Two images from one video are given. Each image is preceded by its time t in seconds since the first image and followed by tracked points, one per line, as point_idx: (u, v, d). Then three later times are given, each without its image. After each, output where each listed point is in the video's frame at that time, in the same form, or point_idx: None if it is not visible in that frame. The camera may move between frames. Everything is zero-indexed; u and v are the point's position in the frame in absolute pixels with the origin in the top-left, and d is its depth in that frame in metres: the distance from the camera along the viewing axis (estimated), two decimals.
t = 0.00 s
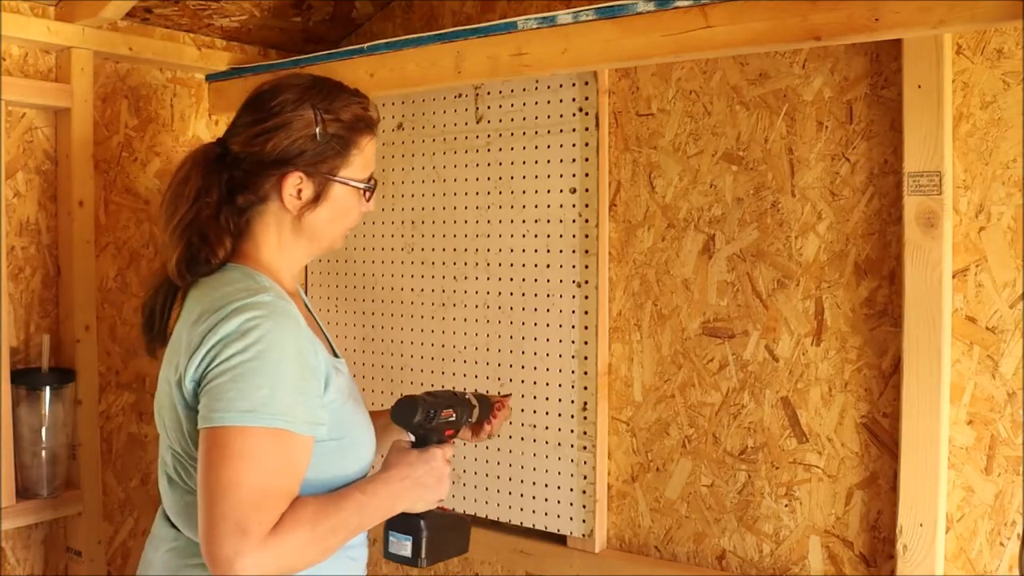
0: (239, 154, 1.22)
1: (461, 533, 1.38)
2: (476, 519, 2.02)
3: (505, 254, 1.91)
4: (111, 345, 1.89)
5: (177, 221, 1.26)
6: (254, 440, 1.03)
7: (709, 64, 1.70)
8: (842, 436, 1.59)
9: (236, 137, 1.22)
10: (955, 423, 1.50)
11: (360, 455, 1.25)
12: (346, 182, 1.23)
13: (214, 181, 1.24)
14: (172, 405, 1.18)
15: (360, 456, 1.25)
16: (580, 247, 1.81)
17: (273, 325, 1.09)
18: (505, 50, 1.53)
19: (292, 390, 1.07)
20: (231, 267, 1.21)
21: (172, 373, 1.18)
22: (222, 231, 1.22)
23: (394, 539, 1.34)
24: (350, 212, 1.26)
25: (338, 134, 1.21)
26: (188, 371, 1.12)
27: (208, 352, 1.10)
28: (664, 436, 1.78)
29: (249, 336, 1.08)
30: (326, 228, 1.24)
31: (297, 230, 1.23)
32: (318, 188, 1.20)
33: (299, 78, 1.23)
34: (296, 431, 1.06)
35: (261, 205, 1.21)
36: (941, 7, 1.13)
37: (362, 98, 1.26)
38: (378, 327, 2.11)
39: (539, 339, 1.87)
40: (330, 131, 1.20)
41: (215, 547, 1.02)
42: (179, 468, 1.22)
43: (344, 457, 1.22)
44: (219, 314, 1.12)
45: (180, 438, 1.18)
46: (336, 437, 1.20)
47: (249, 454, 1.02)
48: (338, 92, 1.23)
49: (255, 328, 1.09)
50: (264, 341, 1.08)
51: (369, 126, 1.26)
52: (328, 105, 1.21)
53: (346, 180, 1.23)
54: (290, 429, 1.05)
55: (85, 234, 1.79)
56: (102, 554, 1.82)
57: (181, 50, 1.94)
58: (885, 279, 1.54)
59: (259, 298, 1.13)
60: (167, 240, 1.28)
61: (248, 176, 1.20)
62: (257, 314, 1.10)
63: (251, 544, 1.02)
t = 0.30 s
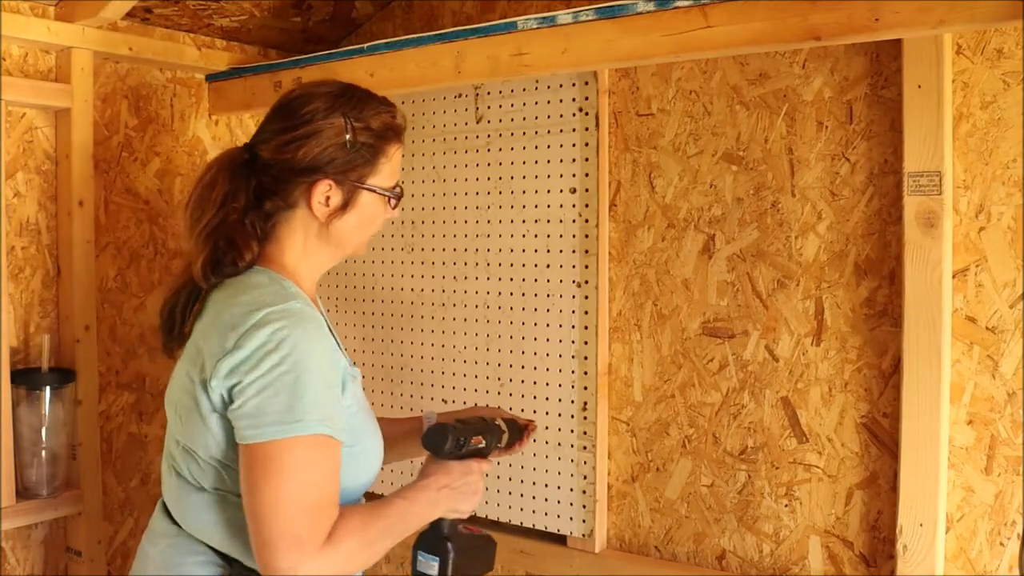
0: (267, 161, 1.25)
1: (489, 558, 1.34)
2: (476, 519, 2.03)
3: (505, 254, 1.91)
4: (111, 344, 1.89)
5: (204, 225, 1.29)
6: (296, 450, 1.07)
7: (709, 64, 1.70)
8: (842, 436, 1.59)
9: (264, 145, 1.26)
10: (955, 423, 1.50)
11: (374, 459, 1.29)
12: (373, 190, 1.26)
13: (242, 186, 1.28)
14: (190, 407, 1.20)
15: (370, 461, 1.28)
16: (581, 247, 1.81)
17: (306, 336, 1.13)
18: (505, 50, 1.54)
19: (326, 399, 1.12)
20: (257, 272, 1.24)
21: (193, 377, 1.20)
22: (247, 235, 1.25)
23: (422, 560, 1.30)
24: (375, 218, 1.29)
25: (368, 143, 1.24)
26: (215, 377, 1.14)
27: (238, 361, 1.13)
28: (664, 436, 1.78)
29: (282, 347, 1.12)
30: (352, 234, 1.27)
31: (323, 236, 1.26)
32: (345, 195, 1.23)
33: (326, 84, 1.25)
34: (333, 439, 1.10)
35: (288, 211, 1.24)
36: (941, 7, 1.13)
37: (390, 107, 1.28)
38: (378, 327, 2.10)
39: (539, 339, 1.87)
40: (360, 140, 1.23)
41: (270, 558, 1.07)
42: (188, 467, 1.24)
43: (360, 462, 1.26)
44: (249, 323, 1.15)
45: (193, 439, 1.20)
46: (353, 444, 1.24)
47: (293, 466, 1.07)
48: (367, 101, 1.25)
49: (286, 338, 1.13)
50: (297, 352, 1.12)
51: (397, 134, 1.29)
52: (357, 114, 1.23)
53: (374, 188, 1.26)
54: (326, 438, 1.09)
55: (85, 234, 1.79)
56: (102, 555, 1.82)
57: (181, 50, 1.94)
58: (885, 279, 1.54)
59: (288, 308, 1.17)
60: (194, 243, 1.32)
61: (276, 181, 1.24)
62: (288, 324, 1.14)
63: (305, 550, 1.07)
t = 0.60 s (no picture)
0: (312, 179, 1.29)
1: (533, 541, 1.59)
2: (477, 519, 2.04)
3: (505, 254, 1.91)
4: (111, 344, 1.89)
5: (245, 238, 1.31)
6: (348, 468, 1.16)
7: (709, 64, 1.70)
8: (842, 436, 1.59)
9: (310, 162, 1.30)
10: (955, 423, 1.50)
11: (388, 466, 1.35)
12: (413, 211, 1.31)
13: (285, 201, 1.30)
14: (219, 406, 1.24)
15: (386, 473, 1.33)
16: (580, 246, 1.81)
17: (349, 354, 1.19)
18: (505, 50, 1.54)
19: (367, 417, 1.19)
20: (298, 283, 1.27)
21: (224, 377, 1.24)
22: (290, 249, 1.28)
23: (473, 551, 1.55)
24: (412, 237, 1.34)
25: (412, 164, 1.29)
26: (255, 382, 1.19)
27: (282, 372, 1.18)
28: (664, 436, 1.78)
29: (327, 363, 1.18)
30: (389, 252, 1.33)
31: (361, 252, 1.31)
32: (387, 215, 1.28)
33: (372, 105, 1.30)
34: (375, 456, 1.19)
35: (329, 228, 1.29)
36: (941, 7, 1.13)
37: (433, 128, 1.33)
38: (378, 327, 2.11)
39: (539, 339, 1.87)
40: (404, 161, 1.28)
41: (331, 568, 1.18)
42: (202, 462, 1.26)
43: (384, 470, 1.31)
44: (291, 334, 1.19)
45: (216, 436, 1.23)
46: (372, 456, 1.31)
47: (348, 483, 1.16)
48: (412, 122, 1.30)
49: (332, 355, 1.19)
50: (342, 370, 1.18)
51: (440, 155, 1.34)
52: (402, 135, 1.28)
53: (414, 208, 1.31)
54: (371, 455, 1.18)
55: (85, 234, 1.79)
56: (102, 554, 1.83)
57: (181, 50, 1.94)
58: (885, 279, 1.54)
59: (332, 324, 1.22)
60: (231, 254, 1.33)
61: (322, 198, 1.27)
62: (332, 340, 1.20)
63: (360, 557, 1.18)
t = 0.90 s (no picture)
0: (336, 188, 1.30)
1: (539, 540, 1.60)
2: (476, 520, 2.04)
3: (505, 254, 1.91)
4: (111, 344, 1.89)
5: (266, 244, 1.32)
6: (361, 472, 1.18)
7: (709, 64, 1.70)
8: (842, 436, 1.59)
9: (334, 171, 1.31)
10: (955, 423, 1.50)
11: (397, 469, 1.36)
12: (434, 221, 1.33)
13: (307, 209, 1.32)
14: (234, 405, 1.24)
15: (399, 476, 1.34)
16: (580, 246, 1.81)
17: (370, 360, 1.22)
18: (505, 50, 1.54)
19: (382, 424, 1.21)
20: (320, 288, 1.28)
21: (241, 377, 1.25)
22: (312, 256, 1.29)
23: (481, 549, 1.56)
24: (432, 245, 1.36)
25: (434, 176, 1.32)
26: (274, 383, 1.20)
27: (302, 376, 1.19)
28: (664, 436, 1.78)
29: (347, 368, 1.20)
30: (410, 261, 1.35)
31: (382, 261, 1.33)
32: (409, 225, 1.31)
33: (397, 116, 1.32)
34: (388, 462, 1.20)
35: (352, 236, 1.31)
36: (941, 7, 1.13)
37: (456, 140, 1.35)
38: (379, 327, 2.11)
39: (539, 339, 1.87)
40: (427, 172, 1.31)
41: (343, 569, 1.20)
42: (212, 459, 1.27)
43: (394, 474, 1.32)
44: (312, 339, 1.20)
45: (229, 434, 1.24)
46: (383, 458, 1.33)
47: (358, 485, 1.18)
48: (435, 134, 1.32)
49: (351, 361, 1.20)
50: (361, 377, 1.20)
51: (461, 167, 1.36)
52: (425, 148, 1.30)
53: (435, 219, 1.33)
54: (385, 460, 1.20)
55: (85, 234, 1.79)
56: (102, 554, 1.83)
57: (181, 50, 1.94)
58: (885, 279, 1.54)
59: (352, 330, 1.24)
60: (251, 259, 1.34)
61: (345, 207, 1.29)
62: (351, 347, 1.22)
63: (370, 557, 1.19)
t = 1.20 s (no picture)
0: (346, 189, 1.30)
1: (538, 540, 1.61)
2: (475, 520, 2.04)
3: (505, 254, 1.91)
4: (111, 345, 1.89)
5: (276, 244, 1.32)
6: (368, 472, 1.18)
7: (709, 64, 1.70)
8: (842, 436, 1.59)
9: (344, 172, 1.31)
10: (955, 423, 1.50)
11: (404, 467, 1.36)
12: (444, 221, 1.33)
13: (318, 209, 1.32)
14: (245, 403, 1.24)
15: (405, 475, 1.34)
16: (580, 246, 1.81)
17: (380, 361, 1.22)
18: (505, 50, 1.54)
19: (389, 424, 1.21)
20: (331, 287, 1.28)
21: (251, 376, 1.25)
22: (322, 256, 1.30)
23: (481, 548, 1.56)
24: (442, 245, 1.36)
25: (444, 176, 1.32)
26: (284, 383, 1.20)
27: (311, 375, 1.19)
28: (664, 436, 1.78)
29: (356, 369, 1.20)
30: (419, 260, 1.35)
31: (392, 261, 1.34)
32: (419, 225, 1.31)
33: (406, 117, 1.33)
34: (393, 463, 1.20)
35: (361, 237, 1.31)
36: (941, 7, 1.13)
37: (465, 141, 1.35)
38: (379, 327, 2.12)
39: (539, 339, 1.87)
40: (436, 172, 1.31)
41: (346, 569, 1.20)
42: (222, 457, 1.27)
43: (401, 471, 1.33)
44: (324, 338, 1.20)
45: (239, 432, 1.24)
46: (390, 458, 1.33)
47: (363, 486, 1.18)
48: (445, 134, 1.33)
49: (361, 361, 1.20)
50: (370, 377, 1.20)
51: (470, 167, 1.36)
52: (435, 148, 1.31)
53: (444, 219, 1.33)
54: (392, 460, 1.20)
55: (85, 234, 1.79)
56: (102, 554, 1.83)
57: (181, 50, 1.94)
58: (885, 279, 1.54)
59: (363, 330, 1.24)
60: (262, 259, 1.34)
61: (354, 207, 1.30)
62: (360, 347, 1.21)
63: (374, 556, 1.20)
